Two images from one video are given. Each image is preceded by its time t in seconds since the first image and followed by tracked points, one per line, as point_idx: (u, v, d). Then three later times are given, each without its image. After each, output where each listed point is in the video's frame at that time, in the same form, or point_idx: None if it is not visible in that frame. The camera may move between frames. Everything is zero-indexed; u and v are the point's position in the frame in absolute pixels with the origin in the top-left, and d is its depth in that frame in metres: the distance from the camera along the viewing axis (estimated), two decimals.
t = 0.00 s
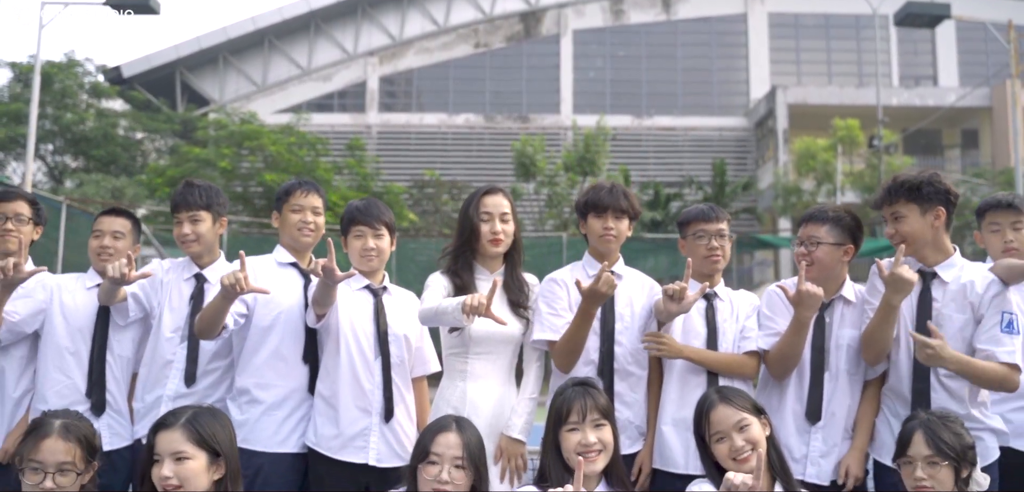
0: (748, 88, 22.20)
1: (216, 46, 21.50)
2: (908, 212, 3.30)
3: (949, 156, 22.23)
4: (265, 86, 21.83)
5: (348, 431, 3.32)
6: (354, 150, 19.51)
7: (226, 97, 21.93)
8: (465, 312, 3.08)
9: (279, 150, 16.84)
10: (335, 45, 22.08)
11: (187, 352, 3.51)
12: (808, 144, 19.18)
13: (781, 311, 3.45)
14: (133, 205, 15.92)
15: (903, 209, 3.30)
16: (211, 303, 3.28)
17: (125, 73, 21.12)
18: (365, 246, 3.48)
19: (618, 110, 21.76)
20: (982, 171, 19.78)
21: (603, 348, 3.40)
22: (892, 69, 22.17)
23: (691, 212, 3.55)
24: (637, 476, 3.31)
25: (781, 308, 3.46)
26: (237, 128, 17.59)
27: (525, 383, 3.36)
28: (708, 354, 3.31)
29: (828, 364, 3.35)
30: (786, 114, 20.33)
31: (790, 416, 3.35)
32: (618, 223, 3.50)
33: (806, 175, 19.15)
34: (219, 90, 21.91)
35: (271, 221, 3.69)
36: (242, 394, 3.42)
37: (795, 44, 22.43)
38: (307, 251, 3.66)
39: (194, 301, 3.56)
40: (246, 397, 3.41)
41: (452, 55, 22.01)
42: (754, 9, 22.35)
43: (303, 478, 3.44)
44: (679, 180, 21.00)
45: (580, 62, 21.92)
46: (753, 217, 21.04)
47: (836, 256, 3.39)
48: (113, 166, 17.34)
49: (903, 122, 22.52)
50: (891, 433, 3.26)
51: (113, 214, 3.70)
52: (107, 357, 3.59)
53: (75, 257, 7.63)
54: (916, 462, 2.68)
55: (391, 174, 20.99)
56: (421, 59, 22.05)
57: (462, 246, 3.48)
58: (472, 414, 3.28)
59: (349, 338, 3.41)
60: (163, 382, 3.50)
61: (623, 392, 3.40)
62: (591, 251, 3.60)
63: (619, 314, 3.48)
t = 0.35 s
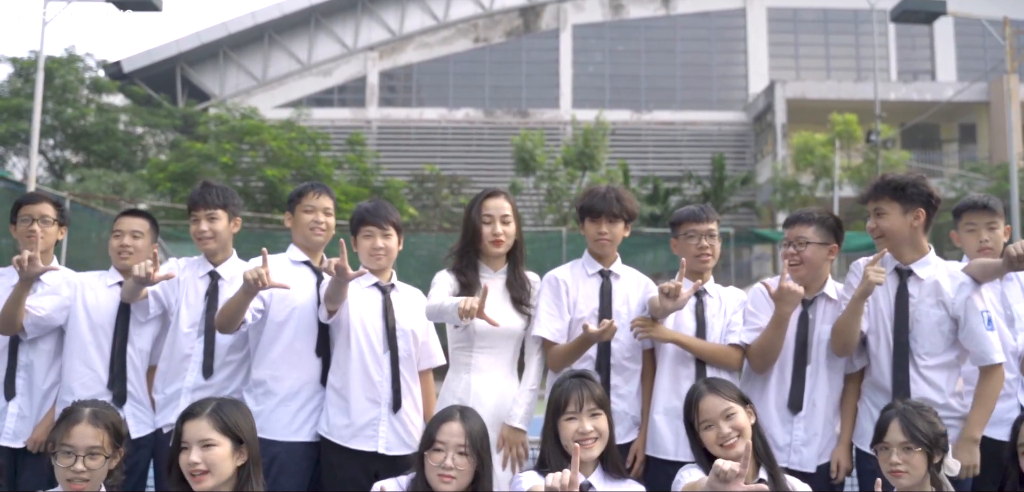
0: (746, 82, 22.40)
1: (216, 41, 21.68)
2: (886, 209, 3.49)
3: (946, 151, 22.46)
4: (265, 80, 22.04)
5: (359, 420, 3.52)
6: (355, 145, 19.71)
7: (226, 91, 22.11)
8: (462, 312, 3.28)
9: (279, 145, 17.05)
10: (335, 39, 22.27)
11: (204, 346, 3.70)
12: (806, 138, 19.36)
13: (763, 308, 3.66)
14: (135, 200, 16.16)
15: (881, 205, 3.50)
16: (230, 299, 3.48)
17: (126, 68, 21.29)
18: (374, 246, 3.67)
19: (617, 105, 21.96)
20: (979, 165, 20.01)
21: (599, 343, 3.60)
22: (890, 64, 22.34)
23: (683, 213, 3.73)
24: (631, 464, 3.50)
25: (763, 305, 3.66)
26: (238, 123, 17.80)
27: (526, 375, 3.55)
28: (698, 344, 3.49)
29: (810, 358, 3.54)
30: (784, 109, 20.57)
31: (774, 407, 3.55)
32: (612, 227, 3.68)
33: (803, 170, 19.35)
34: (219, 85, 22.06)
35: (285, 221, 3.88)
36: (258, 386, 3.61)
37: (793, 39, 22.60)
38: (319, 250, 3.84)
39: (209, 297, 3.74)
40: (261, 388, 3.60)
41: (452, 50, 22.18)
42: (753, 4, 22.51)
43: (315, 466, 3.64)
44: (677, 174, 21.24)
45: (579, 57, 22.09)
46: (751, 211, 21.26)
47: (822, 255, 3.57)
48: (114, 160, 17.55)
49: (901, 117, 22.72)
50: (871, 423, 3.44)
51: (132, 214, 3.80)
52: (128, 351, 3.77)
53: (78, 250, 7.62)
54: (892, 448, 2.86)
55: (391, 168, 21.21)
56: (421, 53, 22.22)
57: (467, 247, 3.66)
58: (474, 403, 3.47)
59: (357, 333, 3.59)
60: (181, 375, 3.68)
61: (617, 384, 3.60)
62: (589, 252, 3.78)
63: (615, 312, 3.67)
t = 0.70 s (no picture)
0: (745, 77, 22.57)
1: (217, 35, 21.86)
2: (873, 201, 3.63)
3: (944, 145, 22.66)
4: (265, 75, 22.14)
5: (367, 407, 3.70)
6: (355, 139, 19.90)
7: (227, 85, 22.32)
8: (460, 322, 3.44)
9: (279, 140, 17.28)
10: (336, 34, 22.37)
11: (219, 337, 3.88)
12: (804, 133, 19.58)
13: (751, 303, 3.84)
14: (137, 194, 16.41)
15: (869, 198, 3.63)
16: (251, 291, 3.69)
17: (126, 62, 21.50)
18: (382, 242, 3.85)
19: (616, 99, 22.15)
20: (976, 160, 20.20)
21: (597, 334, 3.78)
22: (888, 59, 22.50)
23: (676, 210, 3.91)
24: (625, 449, 3.70)
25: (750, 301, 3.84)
26: (238, 118, 18.02)
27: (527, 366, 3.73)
28: (688, 335, 3.68)
29: (797, 349, 3.73)
30: (782, 103, 20.80)
31: (763, 396, 3.73)
32: (606, 223, 3.85)
33: (801, 164, 19.61)
34: (220, 79, 22.28)
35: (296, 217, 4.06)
36: (272, 375, 3.80)
37: (792, 33, 22.74)
38: (330, 246, 4.03)
39: (223, 291, 3.92)
40: (274, 376, 3.79)
41: (452, 44, 22.31)
42: None
43: (326, 451, 3.83)
44: (676, 167, 21.53)
45: (578, 51, 22.20)
46: (750, 206, 21.51)
47: (811, 252, 3.74)
48: (116, 153, 17.80)
49: (900, 111, 22.90)
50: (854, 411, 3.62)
51: (150, 211, 3.99)
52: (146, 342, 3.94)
53: (85, 240, 7.74)
54: (871, 432, 3.02)
55: (391, 162, 21.41)
56: (421, 48, 22.35)
57: (470, 246, 3.85)
58: (477, 389, 3.68)
59: (366, 325, 3.78)
60: (198, 365, 3.87)
61: (613, 373, 3.78)
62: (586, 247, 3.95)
63: (611, 304, 3.85)
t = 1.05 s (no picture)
0: (744, 69, 22.75)
1: (216, 28, 22.07)
2: (851, 194, 3.82)
3: (941, 137, 22.90)
4: (265, 67, 22.42)
5: (376, 392, 3.92)
6: (355, 132, 20.16)
7: (227, 78, 22.56)
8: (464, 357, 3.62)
9: (280, 132, 17.52)
10: (336, 26, 22.55)
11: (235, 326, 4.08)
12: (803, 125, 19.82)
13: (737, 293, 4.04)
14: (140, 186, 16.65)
15: (845, 189, 3.83)
16: (269, 282, 3.93)
17: (127, 55, 21.74)
18: (389, 237, 4.05)
19: (614, 91, 22.35)
20: (973, 152, 20.43)
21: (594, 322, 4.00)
22: (886, 51, 22.66)
23: (668, 205, 4.11)
24: (619, 432, 3.92)
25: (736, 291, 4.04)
26: (238, 109, 18.25)
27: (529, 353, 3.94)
28: (679, 325, 3.88)
29: (783, 338, 3.93)
30: (780, 96, 21.07)
31: (752, 383, 3.95)
32: (601, 217, 4.07)
33: (800, 155, 19.97)
34: (220, 71, 22.53)
35: (308, 213, 4.27)
36: (286, 361, 4.02)
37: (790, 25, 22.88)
38: (340, 239, 4.23)
39: (239, 283, 4.13)
40: (288, 363, 4.00)
41: (452, 36, 22.45)
42: None
43: (337, 435, 4.05)
44: (676, 159, 21.96)
45: (576, 43, 22.32)
46: (748, 198, 21.77)
47: (800, 245, 3.95)
48: (117, 145, 18.03)
49: (897, 103, 23.10)
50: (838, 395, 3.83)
51: (168, 208, 4.17)
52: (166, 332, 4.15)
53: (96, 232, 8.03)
54: (849, 414, 3.23)
55: (392, 153, 21.70)
56: (421, 40, 22.49)
57: (472, 241, 4.07)
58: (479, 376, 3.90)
59: (374, 315, 3.99)
60: (215, 353, 4.08)
61: (609, 359, 4.00)
62: (582, 240, 4.17)
63: (607, 294, 4.06)
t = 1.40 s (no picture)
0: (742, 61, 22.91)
1: (216, 19, 22.33)
2: (834, 189, 4.07)
3: (939, 128, 23.10)
4: (265, 57, 22.70)
5: (384, 377, 4.11)
6: (356, 123, 20.39)
7: (227, 68, 22.82)
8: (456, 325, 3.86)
9: (281, 124, 17.77)
10: (335, 17, 22.98)
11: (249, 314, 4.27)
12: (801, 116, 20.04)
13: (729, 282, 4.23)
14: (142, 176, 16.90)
15: (825, 184, 4.08)
16: (282, 274, 4.13)
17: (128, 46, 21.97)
18: (397, 228, 4.24)
19: (614, 82, 22.53)
20: (970, 143, 20.63)
21: (592, 310, 4.20)
22: (885, 42, 22.80)
23: (662, 198, 4.30)
24: (615, 414, 4.12)
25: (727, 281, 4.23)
26: (238, 101, 18.50)
27: (530, 341, 4.14)
28: (674, 311, 4.08)
29: (773, 324, 4.13)
30: (778, 87, 21.28)
31: (744, 369, 4.14)
32: (598, 207, 4.27)
33: (796, 146, 20.27)
34: (220, 62, 22.78)
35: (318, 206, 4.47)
36: (298, 347, 4.22)
37: (789, 17, 23.03)
38: (349, 231, 4.43)
39: (251, 273, 4.32)
40: (300, 349, 4.21)
41: (451, 27, 22.52)
42: None
43: (346, 418, 4.25)
44: (674, 151, 22.25)
45: (575, 34, 22.44)
46: (746, 188, 21.99)
47: (793, 236, 4.22)
48: (117, 135, 18.25)
49: (895, 94, 23.27)
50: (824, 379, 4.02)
51: (184, 201, 4.43)
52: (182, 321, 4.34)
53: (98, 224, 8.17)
54: (830, 397, 3.42)
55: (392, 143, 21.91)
56: (421, 31, 22.59)
57: (475, 233, 4.26)
58: (483, 361, 4.11)
59: (381, 304, 4.18)
60: (229, 340, 4.28)
61: (606, 345, 4.19)
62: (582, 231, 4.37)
63: (605, 283, 4.25)
